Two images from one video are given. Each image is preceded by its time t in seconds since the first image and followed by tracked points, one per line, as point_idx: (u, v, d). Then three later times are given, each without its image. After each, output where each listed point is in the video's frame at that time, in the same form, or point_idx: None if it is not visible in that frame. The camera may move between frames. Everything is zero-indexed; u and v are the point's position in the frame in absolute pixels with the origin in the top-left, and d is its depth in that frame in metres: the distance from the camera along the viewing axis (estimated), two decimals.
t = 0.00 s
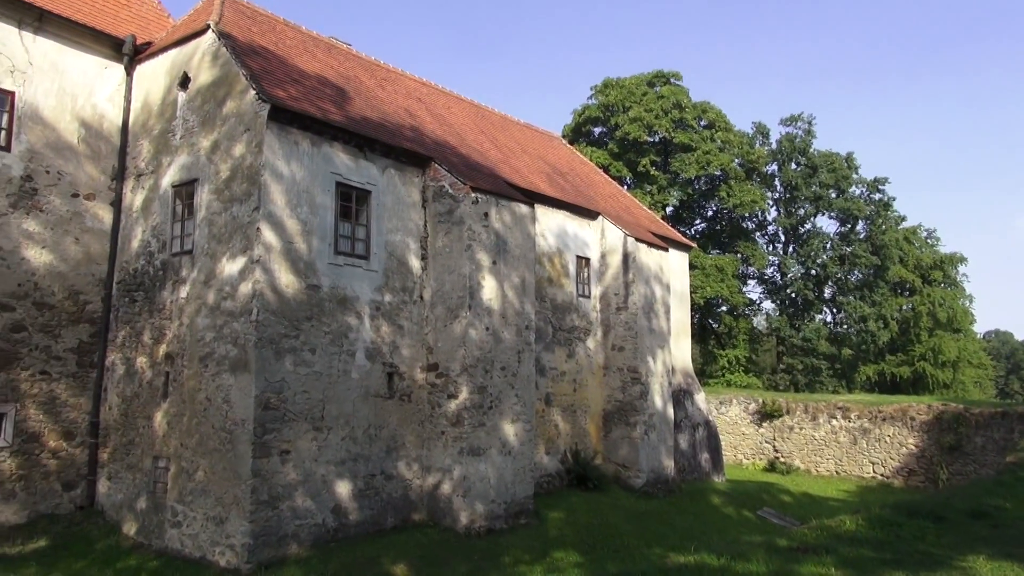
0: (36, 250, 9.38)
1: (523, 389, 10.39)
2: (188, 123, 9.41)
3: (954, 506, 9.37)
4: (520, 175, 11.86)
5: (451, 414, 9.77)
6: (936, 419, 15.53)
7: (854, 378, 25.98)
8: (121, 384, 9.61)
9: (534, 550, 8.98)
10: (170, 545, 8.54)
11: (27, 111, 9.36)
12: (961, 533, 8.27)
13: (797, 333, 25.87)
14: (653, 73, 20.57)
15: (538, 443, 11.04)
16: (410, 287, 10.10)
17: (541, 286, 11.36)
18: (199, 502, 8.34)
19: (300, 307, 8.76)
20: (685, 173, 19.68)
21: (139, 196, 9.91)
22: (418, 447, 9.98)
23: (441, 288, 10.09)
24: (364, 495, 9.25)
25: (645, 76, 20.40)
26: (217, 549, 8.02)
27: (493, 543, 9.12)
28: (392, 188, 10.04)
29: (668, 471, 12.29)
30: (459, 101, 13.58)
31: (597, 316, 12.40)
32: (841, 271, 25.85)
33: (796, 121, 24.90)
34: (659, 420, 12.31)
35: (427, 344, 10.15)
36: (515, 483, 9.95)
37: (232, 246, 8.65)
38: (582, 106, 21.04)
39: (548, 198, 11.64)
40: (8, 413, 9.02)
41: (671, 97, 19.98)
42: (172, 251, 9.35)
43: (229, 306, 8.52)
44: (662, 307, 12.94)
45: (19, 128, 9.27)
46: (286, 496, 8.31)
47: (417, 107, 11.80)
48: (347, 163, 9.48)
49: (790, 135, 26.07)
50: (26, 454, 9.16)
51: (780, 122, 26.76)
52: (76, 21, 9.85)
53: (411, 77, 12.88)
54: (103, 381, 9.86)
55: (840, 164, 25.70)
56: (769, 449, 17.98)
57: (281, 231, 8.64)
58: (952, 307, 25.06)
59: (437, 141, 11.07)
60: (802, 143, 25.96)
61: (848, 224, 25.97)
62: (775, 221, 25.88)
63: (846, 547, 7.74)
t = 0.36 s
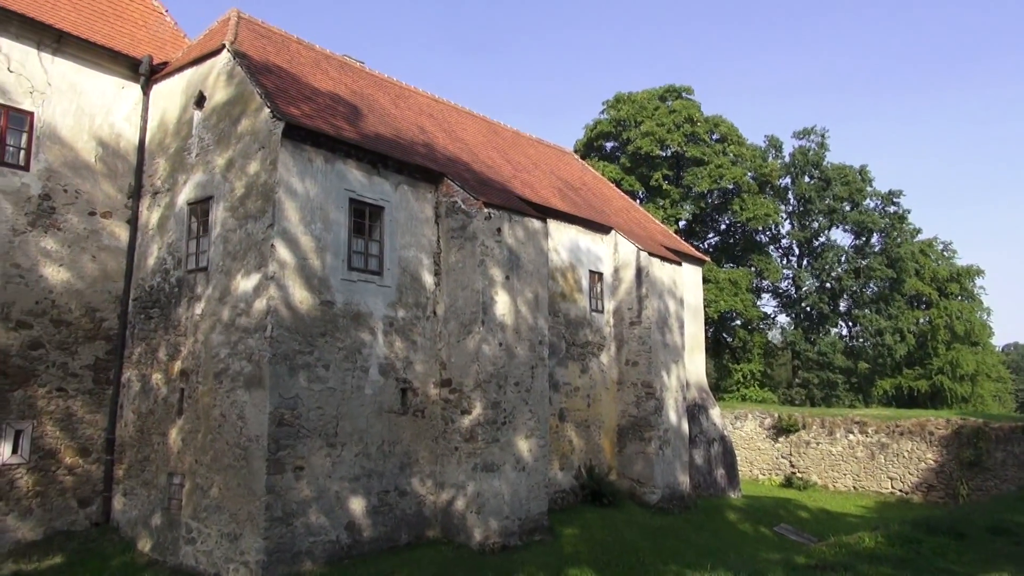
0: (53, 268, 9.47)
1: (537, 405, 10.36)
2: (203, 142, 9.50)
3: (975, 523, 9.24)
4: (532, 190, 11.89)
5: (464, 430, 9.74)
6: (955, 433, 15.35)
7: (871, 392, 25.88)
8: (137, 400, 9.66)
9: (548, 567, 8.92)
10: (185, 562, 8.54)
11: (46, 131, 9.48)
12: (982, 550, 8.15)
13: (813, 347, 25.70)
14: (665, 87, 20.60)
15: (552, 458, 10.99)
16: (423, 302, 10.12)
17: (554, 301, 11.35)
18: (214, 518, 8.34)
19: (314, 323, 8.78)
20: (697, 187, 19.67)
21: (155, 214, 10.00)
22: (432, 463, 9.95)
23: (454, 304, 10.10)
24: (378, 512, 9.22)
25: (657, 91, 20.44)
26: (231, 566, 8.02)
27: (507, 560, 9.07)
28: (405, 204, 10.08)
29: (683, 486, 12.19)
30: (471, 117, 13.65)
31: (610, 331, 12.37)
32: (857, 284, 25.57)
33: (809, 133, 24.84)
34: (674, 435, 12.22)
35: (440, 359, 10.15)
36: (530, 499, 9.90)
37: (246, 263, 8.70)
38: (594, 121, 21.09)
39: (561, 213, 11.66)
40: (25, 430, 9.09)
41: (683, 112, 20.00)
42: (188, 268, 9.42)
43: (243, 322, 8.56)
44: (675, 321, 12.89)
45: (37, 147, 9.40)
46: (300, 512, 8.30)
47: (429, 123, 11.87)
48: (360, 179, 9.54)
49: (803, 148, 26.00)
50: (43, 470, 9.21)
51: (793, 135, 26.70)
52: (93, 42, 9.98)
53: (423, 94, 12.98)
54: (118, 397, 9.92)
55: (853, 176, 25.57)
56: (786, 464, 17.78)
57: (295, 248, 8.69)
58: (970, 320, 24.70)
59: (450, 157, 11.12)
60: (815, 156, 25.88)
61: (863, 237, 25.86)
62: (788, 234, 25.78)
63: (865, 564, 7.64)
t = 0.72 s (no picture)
0: (70, 284, 9.56)
1: (550, 419, 10.32)
2: (219, 159, 9.59)
3: (997, 539, 9.09)
4: (545, 204, 11.91)
5: (478, 445, 9.72)
6: (975, 448, 15.16)
7: (889, 406, 25.74)
8: (152, 416, 9.70)
9: None
10: None
11: (63, 150, 9.62)
12: (1005, 566, 8.02)
13: (828, 360, 25.49)
14: (677, 101, 20.63)
15: (566, 473, 10.93)
16: (436, 317, 10.13)
17: (567, 315, 11.34)
18: (228, 534, 8.35)
19: (328, 338, 8.81)
20: (710, 201, 19.64)
21: (171, 230, 10.09)
22: (446, 479, 9.92)
23: (467, 319, 10.11)
24: (392, 527, 9.19)
25: (668, 105, 20.47)
26: None
27: None
28: (418, 219, 10.11)
29: (698, 502, 12.09)
30: (484, 133, 13.72)
31: (623, 345, 12.33)
32: (872, 297, 25.60)
33: (822, 146, 24.77)
34: (688, 450, 12.14)
35: (453, 374, 10.14)
36: (544, 514, 9.85)
37: (261, 278, 8.76)
38: (606, 135, 21.13)
39: (573, 227, 11.66)
40: (42, 445, 9.16)
41: (695, 125, 20.02)
42: (203, 284, 9.48)
43: (258, 338, 8.60)
44: (689, 335, 12.83)
45: (56, 166, 9.53)
46: (314, 528, 8.29)
47: (442, 139, 11.94)
48: (373, 195, 9.59)
49: (816, 161, 25.92)
50: (59, 486, 9.26)
51: (805, 148, 26.63)
52: (111, 62, 10.12)
53: (436, 110, 13.06)
54: (134, 413, 9.97)
55: (867, 189, 25.44)
56: (803, 479, 17.61)
57: (309, 263, 8.74)
58: (987, 333, 24.31)
59: (462, 172, 11.17)
60: (828, 169, 25.78)
61: (877, 250, 25.73)
62: (802, 247, 25.66)
63: None
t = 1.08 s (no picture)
0: (91, 299, 9.66)
1: (568, 431, 10.29)
2: (236, 173, 9.68)
3: None
4: (560, 216, 11.91)
5: (495, 457, 9.70)
6: (999, 458, 14.93)
7: (910, 417, 25.09)
8: (171, 429, 9.76)
9: None
10: None
11: (84, 166, 9.75)
12: None
13: (847, 370, 25.22)
14: (691, 111, 20.60)
15: (584, 485, 10.88)
16: (452, 329, 10.13)
17: (583, 326, 11.32)
18: (247, 547, 8.37)
19: (345, 350, 8.84)
20: (726, 211, 19.56)
21: (190, 245, 10.17)
22: (463, 491, 9.89)
23: (483, 330, 10.11)
24: (409, 540, 9.17)
25: (683, 115, 20.46)
26: None
27: None
28: (434, 231, 10.14)
29: (718, 514, 11.98)
30: (498, 145, 13.78)
31: (640, 356, 12.28)
32: (891, 306, 25.41)
33: (838, 155, 24.64)
34: (707, 461, 12.04)
35: (470, 386, 10.13)
36: (562, 526, 9.80)
37: (278, 292, 8.81)
38: (620, 146, 21.13)
39: (589, 238, 11.65)
40: (63, 458, 9.24)
41: (710, 135, 19.98)
42: (221, 298, 9.55)
43: (275, 351, 8.64)
44: (707, 346, 12.75)
45: (76, 182, 9.65)
46: (332, 541, 8.29)
47: (457, 152, 11.98)
48: (389, 208, 9.64)
49: (833, 169, 25.77)
50: (79, 499, 9.33)
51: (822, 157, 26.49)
52: (131, 79, 10.25)
53: (451, 123, 13.12)
54: (153, 426, 10.03)
55: (884, 197, 25.27)
56: (823, 490, 17.41)
57: (325, 276, 8.78)
58: (1010, 342, 24.31)
59: (477, 185, 11.20)
60: (845, 177, 25.62)
61: (896, 258, 25.51)
62: (820, 256, 25.49)
63: None
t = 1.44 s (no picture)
0: (113, 312, 9.77)
1: (586, 442, 10.26)
2: (255, 186, 9.77)
3: None
4: (576, 226, 11.91)
5: (513, 468, 9.69)
6: None
7: (933, 427, 24.80)
8: (192, 440, 9.82)
9: None
10: None
11: (106, 180, 9.89)
12: None
13: (869, 379, 24.94)
14: (708, 120, 20.55)
15: (602, 496, 10.83)
16: (470, 340, 10.12)
17: (601, 336, 11.30)
18: (266, 558, 8.40)
19: (363, 362, 8.87)
20: (744, 220, 19.49)
21: (210, 257, 10.27)
22: (481, 502, 9.86)
23: (501, 341, 10.11)
24: (427, 552, 9.16)
25: (700, 124, 20.41)
26: None
27: None
28: (451, 242, 10.17)
29: (738, 525, 11.87)
30: (515, 155, 13.81)
31: (658, 366, 12.22)
32: (913, 314, 25.06)
33: (858, 162, 24.45)
34: (727, 472, 11.95)
35: (488, 397, 10.12)
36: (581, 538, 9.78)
37: (297, 303, 8.86)
38: (637, 155, 21.10)
39: (606, 247, 11.64)
40: (85, 470, 9.34)
41: (727, 144, 19.92)
42: (241, 310, 9.62)
43: (294, 362, 8.68)
44: (725, 355, 12.66)
45: (99, 197, 9.79)
46: (351, 552, 8.30)
47: (473, 163, 12.03)
48: (407, 220, 9.68)
49: (851, 177, 25.58)
50: (101, 510, 9.41)
51: (840, 165, 26.30)
52: (153, 95, 10.38)
53: (467, 134, 13.18)
54: (174, 438, 10.09)
55: (905, 204, 25.03)
56: (845, 501, 17.21)
57: (343, 288, 8.83)
58: None
59: (494, 195, 11.23)
60: (864, 185, 25.41)
61: (917, 266, 25.23)
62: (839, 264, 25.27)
63: None
